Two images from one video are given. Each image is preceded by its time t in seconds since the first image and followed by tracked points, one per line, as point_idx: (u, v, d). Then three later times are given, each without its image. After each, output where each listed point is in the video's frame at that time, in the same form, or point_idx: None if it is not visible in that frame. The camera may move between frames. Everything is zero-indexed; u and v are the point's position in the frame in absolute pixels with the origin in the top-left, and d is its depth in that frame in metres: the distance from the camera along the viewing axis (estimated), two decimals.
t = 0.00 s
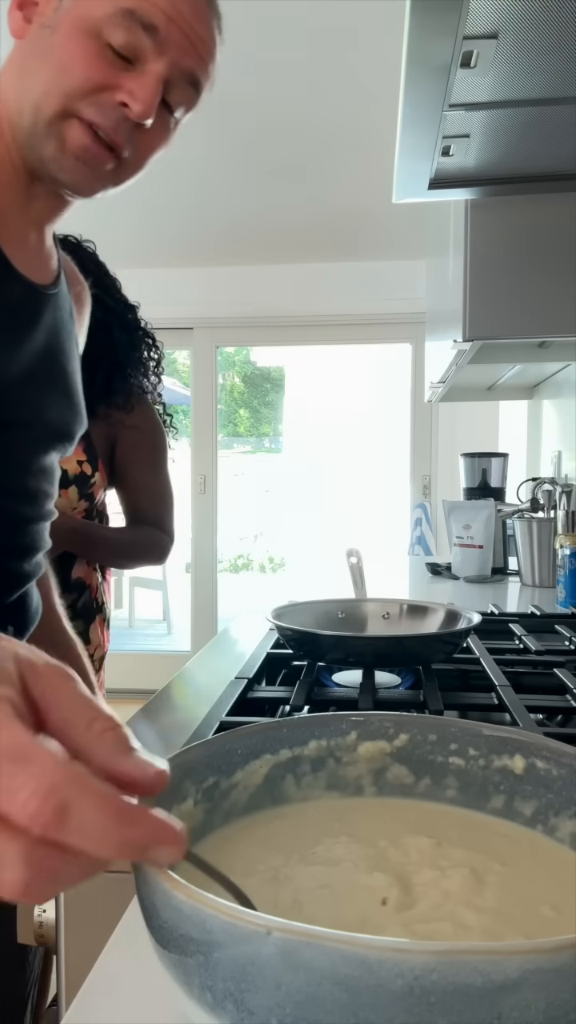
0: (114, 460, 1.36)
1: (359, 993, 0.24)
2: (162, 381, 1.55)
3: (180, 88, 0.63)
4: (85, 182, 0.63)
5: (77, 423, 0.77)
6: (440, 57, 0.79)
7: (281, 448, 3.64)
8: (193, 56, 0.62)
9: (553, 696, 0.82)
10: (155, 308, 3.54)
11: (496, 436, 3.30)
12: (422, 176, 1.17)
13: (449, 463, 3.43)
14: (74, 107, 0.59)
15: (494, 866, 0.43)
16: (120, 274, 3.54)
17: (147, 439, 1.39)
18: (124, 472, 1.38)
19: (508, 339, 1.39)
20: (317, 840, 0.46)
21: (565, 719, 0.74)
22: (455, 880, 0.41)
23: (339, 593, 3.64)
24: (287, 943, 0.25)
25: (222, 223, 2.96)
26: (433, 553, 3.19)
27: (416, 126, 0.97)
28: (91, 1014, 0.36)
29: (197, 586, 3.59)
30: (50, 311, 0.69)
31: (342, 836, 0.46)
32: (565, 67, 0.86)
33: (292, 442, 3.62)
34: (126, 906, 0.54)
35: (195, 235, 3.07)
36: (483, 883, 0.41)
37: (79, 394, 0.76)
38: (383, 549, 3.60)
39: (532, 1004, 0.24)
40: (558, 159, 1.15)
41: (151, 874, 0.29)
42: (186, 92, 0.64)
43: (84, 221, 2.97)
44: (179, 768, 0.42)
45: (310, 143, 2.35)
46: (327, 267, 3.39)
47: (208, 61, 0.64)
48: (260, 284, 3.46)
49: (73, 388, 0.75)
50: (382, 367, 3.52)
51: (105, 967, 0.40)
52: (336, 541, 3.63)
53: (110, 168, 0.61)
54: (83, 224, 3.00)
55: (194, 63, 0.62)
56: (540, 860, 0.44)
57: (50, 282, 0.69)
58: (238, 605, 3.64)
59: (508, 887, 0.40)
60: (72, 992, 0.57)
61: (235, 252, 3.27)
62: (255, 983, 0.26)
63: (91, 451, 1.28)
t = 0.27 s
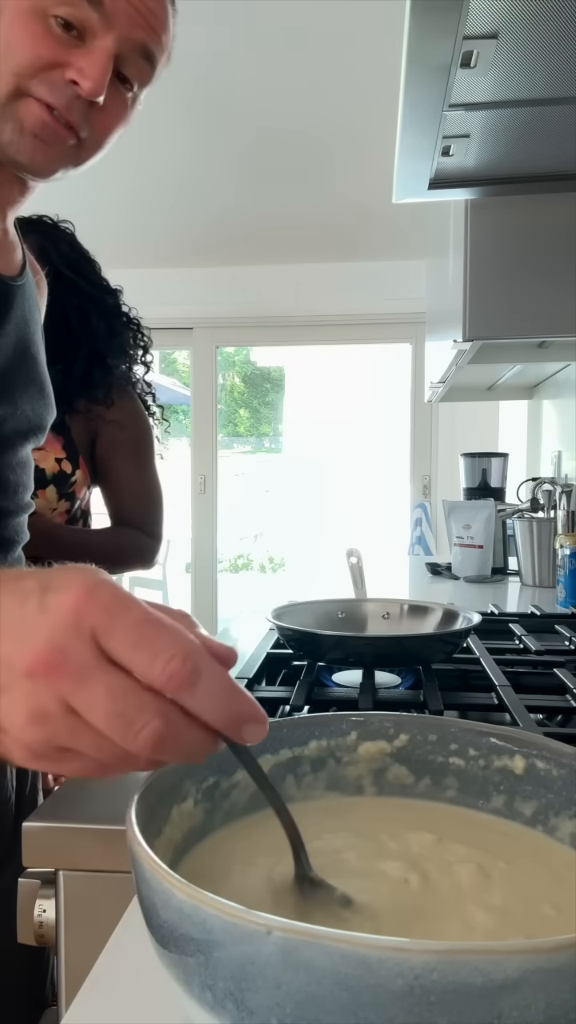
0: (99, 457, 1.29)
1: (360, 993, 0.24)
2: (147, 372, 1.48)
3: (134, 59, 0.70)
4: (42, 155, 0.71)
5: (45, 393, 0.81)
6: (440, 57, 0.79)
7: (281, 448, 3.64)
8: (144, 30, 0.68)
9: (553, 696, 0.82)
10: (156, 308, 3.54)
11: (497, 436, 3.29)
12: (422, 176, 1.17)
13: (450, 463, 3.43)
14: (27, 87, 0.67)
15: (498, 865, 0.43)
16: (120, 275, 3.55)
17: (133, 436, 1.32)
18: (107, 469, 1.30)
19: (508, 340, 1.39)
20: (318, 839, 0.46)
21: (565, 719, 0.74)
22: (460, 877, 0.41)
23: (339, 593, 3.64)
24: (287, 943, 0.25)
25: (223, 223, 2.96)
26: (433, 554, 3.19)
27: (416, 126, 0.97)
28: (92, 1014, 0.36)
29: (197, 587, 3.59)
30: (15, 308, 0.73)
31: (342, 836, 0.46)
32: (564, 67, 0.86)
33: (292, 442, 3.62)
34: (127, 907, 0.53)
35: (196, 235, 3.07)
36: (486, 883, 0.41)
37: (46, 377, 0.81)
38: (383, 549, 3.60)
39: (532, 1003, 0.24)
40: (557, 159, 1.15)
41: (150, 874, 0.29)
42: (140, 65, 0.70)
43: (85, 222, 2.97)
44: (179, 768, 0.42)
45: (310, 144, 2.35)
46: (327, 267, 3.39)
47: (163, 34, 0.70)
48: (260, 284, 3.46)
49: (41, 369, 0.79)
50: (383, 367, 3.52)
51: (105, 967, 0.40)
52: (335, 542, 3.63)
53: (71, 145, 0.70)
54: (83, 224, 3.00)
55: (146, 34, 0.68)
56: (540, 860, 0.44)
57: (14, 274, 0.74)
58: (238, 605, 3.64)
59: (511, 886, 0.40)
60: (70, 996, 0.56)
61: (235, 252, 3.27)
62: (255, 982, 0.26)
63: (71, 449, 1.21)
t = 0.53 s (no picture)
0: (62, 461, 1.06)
1: (360, 993, 0.24)
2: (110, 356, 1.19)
3: (147, 58, 0.75)
4: (63, 161, 0.76)
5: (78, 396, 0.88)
6: (440, 57, 0.79)
7: (281, 448, 3.64)
8: (154, 37, 0.74)
9: (552, 696, 0.82)
10: (156, 308, 3.55)
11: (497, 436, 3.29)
12: (422, 177, 1.17)
13: (449, 463, 3.43)
14: (49, 97, 0.72)
15: (500, 867, 0.43)
16: (120, 275, 3.55)
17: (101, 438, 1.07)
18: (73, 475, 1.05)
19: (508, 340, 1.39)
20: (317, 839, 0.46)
21: (565, 719, 0.74)
22: (463, 881, 0.41)
23: (339, 593, 3.64)
24: (287, 943, 0.25)
25: (223, 223, 2.96)
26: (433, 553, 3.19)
27: (416, 126, 0.97)
28: (92, 1014, 0.36)
29: (197, 587, 3.59)
30: (43, 311, 0.81)
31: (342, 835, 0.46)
32: (564, 67, 0.86)
33: (292, 442, 3.62)
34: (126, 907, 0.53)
35: (196, 235, 3.07)
36: (489, 886, 0.41)
37: (77, 382, 0.87)
38: (383, 549, 3.60)
39: (532, 1003, 0.24)
40: (557, 159, 1.15)
41: (151, 874, 0.29)
42: (152, 68, 0.77)
43: (85, 222, 2.97)
44: (178, 767, 0.42)
45: (310, 144, 2.35)
46: (327, 267, 3.39)
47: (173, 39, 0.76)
48: (260, 284, 3.46)
49: (69, 370, 0.86)
50: (383, 367, 3.52)
51: (105, 967, 0.40)
52: (335, 542, 3.63)
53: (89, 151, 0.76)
54: (83, 224, 3.00)
55: (157, 40, 0.74)
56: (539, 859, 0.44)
57: (43, 282, 0.81)
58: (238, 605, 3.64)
59: (513, 888, 0.40)
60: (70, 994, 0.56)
61: (235, 252, 3.27)
62: (255, 982, 0.26)
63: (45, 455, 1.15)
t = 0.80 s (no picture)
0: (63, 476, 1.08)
1: (359, 994, 0.24)
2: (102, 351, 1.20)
3: (170, 88, 0.94)
4: (97, 172, 0.90)
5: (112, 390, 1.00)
6: (440, 57, 0.79)
7: (281, 448, 3.63)
8: (178, 58, 0.91)
9: (552, 696, 0.82)
10: (156, 308, 3.55)
11: (497, 436, 3.29)
12: (422, 177, 1.17)
13: (449, 463, 3.43)
14: (82, 119, 0.88)
15: (501, 868, 0.43)
16: (120, 274, 3.54)
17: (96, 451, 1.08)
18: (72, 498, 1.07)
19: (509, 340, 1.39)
20: (317, 840, 0.46)
21: (565, 719, 0.74)
22: (466, 882, 0.41)
23: (339, 593, 3.64)
24: (287, 943, 0.25)
25: (222, 223, 2.96)
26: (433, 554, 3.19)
27: (416, 126, 0.97)
28: (92, 1014, 0.36)
29: (197, 587, 3.59)
30: (81, 318, 0.92)
31: (342, 835, 0.46)
32: (564, 67, 0.85)
33: (292, 442, 3.62)
34: (126, 908, 0.53)
35: (195, 235, 3.07)
36: (488, 887, 0.41)
37: (109, 381, 0.99)
38: (383, 549, 3.60)
39: (532, 1004, 0.24)
40: (557, 159, 1.15)
41: (151, 874, 0.29)
42: (176, 91, 0.95)
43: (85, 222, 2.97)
44: (178, 767, 0.42)
45: (310, 144, 2.35)
46: (327, 267, 3.39)
47: (194, 64, 0.95)
48: (260, 283, 3.46)
49: (103, 369, 0.98)
50: (383, 367, 3.52)
51: (106, 966, 0.40)
52: (335, 542, 3.63)
53: (121, 168, 0.91)
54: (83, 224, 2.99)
55: (181, 66, 0.92)
56: (538, 861, 0.44)
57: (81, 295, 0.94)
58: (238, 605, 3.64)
59: (515, 889, 0.40)
60: (70, 995, 0.56)
61: (235, 252, 3.27)
62: (255, 983, 0.26)
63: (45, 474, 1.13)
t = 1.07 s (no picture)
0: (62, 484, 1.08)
1: (360, 994, 0.24)
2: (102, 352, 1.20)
3: (185, 100, 0.94)
4: (116, 182, 0.90)
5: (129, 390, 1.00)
6: (440, 57, 0.79)
7: (281, 448, 3.63)
8: (194, 70, 0.91)
9: (552, 696, 0.82)
10: (155, 308, 3.55)
11: (497, 436, 3.30)
12: (423, 177, 1.17)
13: (449, 463, 3.43)
14: (101, 129, 0.88)
15: (503, 867, 0.43)
16: (120, 274, 3.54)
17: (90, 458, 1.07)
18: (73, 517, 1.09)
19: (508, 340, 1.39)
20: (317, 841, 0.46)
21: (565, 719, 0.74)
22: (466, 881, 0.41)
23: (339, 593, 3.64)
24: (287, 944, 0.25)
25: (222, 223, 2.96)
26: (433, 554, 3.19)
27: (416, 126, 0.97)
28: (92, 1014, 0.36)
29: (197, 587, 3.59)
30: (98, 323, 0.92)
31: (342, 836, 0.46)
32: (566, 68, 0.86)
33: (293, 442, 3.62)
34: (127, 908, 0.53)
35: (195, 235, 3.07)
36: (488, 886, 0.41)
37: (127, 383, 0.99)
38: (383, 549, 3.60)
39: (531, 1004, 0.24)
40: (559, 159, 1.15)
41: (151, 875, 0.29)
42: (193, 101, 0.95)
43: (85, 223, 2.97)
44: (178, 768, 0.42)
45: (310, 144, 2.35)
46: (327, 267, 3.39)
47: (210, 74, 0.94)
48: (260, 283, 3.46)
49: (120, 370, 0.97)
50: (383, 367, 3.52)
51: (107, 966, 0.40)
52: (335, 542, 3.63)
53: (139, 176, 0.91)
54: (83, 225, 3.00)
55: (196, 75, 0.92)
56: (537, 860, 0.44)
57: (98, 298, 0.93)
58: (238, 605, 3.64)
59: (516, 889, 0.40)
60: (69, 996, 0.56)
61: (235, 252, 3.27)
62: (255, 984, 0.26)
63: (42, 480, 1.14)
